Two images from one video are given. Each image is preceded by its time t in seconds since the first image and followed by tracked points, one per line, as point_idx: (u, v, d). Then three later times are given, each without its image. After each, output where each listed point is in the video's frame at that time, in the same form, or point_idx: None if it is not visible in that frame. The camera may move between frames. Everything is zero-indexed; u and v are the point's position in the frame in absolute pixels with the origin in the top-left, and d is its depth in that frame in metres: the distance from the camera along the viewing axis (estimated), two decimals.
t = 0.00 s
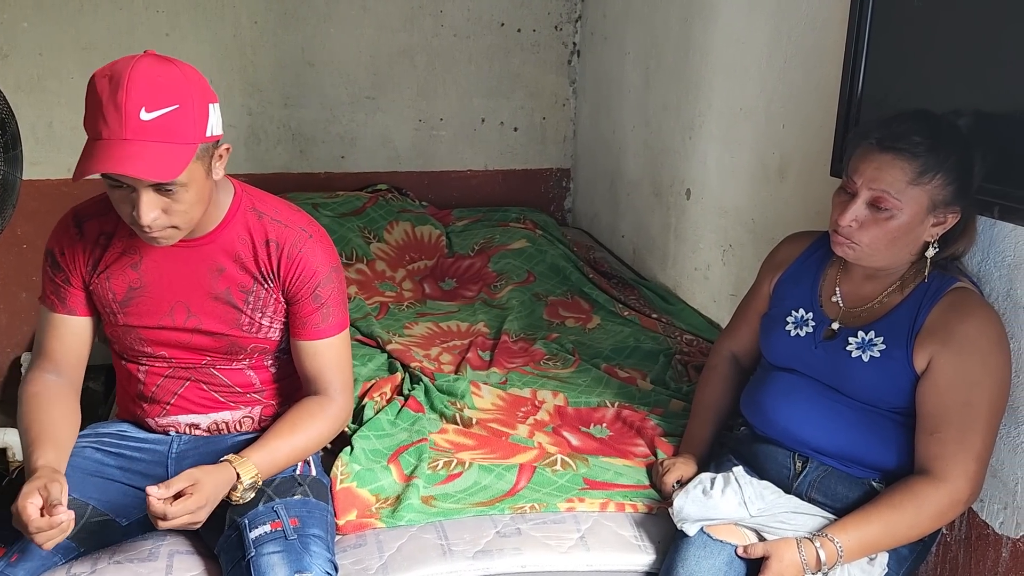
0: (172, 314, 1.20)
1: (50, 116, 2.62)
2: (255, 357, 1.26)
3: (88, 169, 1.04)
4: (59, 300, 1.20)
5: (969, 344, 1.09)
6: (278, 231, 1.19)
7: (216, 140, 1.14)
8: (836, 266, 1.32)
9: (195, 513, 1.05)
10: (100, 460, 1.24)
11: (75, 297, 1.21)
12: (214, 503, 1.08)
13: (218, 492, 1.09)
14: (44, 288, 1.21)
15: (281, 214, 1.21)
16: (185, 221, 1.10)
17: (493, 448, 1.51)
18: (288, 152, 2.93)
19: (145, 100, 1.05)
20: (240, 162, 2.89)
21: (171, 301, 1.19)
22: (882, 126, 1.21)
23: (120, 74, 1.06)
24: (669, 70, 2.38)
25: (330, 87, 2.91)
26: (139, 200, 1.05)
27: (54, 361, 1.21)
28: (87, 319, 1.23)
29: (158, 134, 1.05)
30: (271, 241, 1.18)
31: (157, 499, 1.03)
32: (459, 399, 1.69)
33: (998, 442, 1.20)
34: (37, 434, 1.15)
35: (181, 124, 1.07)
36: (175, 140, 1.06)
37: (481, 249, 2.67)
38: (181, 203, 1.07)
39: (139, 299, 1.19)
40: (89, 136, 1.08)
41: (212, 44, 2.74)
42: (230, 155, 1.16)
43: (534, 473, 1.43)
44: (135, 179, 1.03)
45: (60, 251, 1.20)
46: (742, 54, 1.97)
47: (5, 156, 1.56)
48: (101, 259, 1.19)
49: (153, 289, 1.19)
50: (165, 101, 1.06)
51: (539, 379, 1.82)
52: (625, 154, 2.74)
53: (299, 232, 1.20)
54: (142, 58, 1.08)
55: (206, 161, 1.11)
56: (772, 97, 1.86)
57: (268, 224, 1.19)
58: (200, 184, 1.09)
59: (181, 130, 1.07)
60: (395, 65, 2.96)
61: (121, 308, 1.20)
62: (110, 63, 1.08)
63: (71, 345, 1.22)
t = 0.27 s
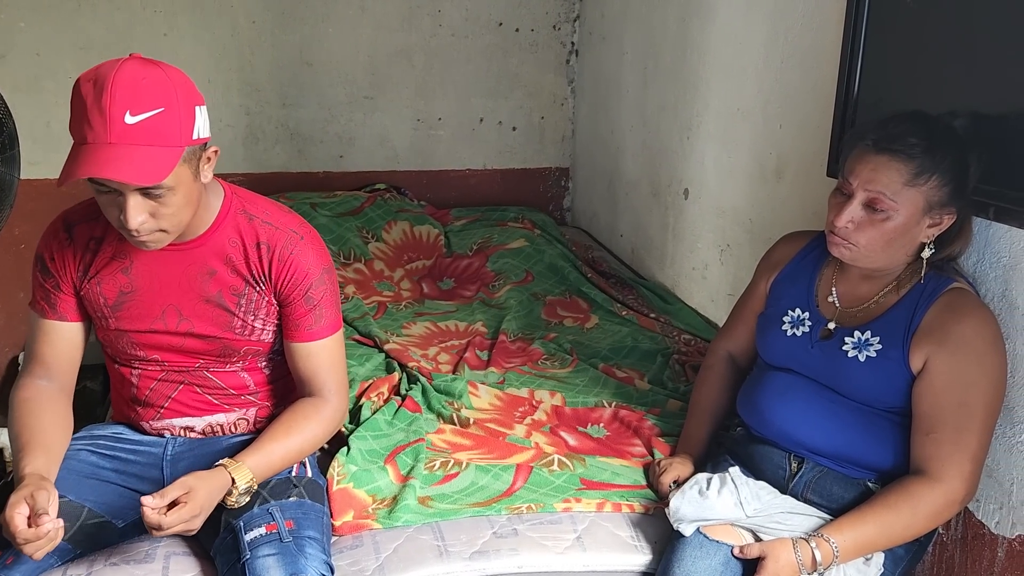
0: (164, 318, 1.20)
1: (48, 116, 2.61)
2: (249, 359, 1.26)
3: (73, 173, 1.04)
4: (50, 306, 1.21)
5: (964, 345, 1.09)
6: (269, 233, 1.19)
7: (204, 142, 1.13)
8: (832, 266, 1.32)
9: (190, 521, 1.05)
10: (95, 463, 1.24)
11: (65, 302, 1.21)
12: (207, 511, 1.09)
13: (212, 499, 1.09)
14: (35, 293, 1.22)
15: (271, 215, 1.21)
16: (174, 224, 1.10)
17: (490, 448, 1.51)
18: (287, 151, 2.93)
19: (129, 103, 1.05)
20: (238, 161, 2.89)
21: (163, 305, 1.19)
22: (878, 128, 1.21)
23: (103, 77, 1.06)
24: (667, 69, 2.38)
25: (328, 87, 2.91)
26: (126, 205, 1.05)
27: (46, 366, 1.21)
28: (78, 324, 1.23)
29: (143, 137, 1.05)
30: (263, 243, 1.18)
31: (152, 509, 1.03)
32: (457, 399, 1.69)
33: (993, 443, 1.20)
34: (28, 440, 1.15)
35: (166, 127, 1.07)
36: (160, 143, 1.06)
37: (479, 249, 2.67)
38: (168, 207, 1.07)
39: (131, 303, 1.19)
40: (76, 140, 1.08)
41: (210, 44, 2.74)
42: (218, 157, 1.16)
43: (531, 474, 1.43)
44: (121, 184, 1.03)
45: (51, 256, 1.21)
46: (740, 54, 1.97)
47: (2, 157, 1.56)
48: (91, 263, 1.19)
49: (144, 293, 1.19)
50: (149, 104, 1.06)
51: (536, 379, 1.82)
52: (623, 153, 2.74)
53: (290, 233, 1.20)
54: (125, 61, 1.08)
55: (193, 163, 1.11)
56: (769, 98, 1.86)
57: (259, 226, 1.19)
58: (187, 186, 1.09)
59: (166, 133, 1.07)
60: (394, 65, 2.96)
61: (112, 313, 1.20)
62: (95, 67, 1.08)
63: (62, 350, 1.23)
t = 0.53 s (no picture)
0: (160, 318, 1.19)
1: (45, 115, 2.60)
2: (246, 358, 1.25)
3: (67, 171, 1.04)
4: (45, 306, 1.20)
5: (963, 344, 1.09)
6: (265, 231, 1.18)
7: (200, 140, 1.13)
8: (831, 265, 1.32)
9: (186, 526, 1.05)
10: (92, 462, 1.23)
11: (61, 302, 1.20)
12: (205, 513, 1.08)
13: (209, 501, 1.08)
14: (29, 294, 1.21)
15: (268, 213, 1.20)
16: (170, 223, 1.09)
17: (489, 448, 1.51)
18: (284, 151, 2.93)
19: (124, 100, 1.05)
20: (236, 161, 2.88)
21: (159, 304, 1.19)
22: (877, 127, 1.21)
23: (98, 75, 1.06)
24: (665, 69, 2.37)
25: (325, 86, 2.91)
26: (121, 202, 1.05)
27: (42, 367, 1.21)
28: (73, 324, 1.23)
29: (137, 133, 1.05)
30: (259, 241, 1.18)
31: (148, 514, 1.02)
32: (455, 399, 1.68)
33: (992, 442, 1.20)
34: (24, 440, 1.15)
35: (160, 124, 1.06)
36: (155, 140, 1.05)
37: (477, 249, 2.67)
38: (164, 204, 1.07)
39: (127, 303, 1.19)
40: (71, 139, 1.08)
41: (207, 43, 2.74)
42: (214, 154, 1.15)
43: (529, 474, 1.43)
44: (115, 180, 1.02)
45: (45, 256, 1.20)
46: (738, 53, 1.97)
47: None
48: (87, 262, 1.19)
49: (140, 293, 1.18)
50: (143, 100, 1.06)
51: (534, 379, 1.82)
52: (621, 153, 2.74)
53: (287, 231, 1.19)
54: (120, 59, 1.08)
55: (188, 161, 1.10)
56: (768, 97, 1.86)
57: (255, 224, 1.18)
58: (183, 183, 1.09)
59: (160, 129, 1.06)
60: (392, 64, 2.96)
61: (108, 313, 1.20)
62: (88, 66, 1.08)
63: (59, 351, 1.22)
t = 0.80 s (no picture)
0: (158, 318, 1.19)
1: (43, 115, 2.59)
2: (244, 358, 1.25)
3: (63, 170, 1.03)
4: (47, 305, 1.20)
5: (964, 344, 1.09)
6: (263, 231, 1.18)
7: (197, 139, 1.13)
8: (831, 265, 1.32)
9: (179, 522, 1.04)
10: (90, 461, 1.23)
11: (62, 301, 1.20)
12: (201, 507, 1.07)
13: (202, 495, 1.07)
14: (31, 294, 1.21)
15: (265, 213, 1.20)
16: (168, 223, 1.09)
17: (488, 447, 1.51)
18: (282, 151, 2.92)
19: (120, 99, 1.05)
20: (234, 160, 2.87)
21: (157, 305, 1.18)
22: (878, 126, 1.20)
23: (94, 73, 1.05)
24: (664, 68, 2.37)
25: (323, 86, 2.91)
26: (118, 203, 1.04)
27: (47, 361, 1.22)
28: (75, 322, 1.22)
29: (133, 133, 1.04)
30: (256, 241, 1.17)
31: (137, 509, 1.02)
32: (453, 398, 1.68)
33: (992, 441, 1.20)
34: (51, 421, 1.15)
35: (157, 123, 1.06)
36: (151, 139, 1.05)
37: (476, 248, 2.66)
38: (161, 204, 1.06)
39: (124, 303, 1.18)
40: (67, 138, 1.07)
41: (205, 42, 2.73)
42: (211, 154, 1.15)
43: (529, 473, 1.43)
44: (113, 180, 1.02)
45: (44, 256, 1.19)
46: (738, 52, 1.97)
47: None
48: (84, 262, 1.18)
49: (138, 293, 1.18)
50: (140, 100, 1.05)
51: (533, 378, 1.82)
52: (620, 152, 2.74)
53: (284, 231, 1.19)
54: (116, 58, 1.08)
55: (186, 160, 1.10)
56: (767, 97, 1.86)
57: (253, 224, 1.18)
58: (180, 183, 1.08)
59: (157, 129, 1.06)
60: (390, 64, 2.95)
61: (105, 313, 1.19)
62: (85, 64, 1.08)
63: (62, 347, 1.22)
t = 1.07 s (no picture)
0: (157, 318, 1.19)
1: (42, 114, 2.59)
2: (244, 357, 1.25)
3: (57, 173, 1.03)
4: (46, 309, 1.19)
5: (963, 343, 1.09)
6: (262, 229, 1.18)
7: (190, 137, 1.12)
8: (831, 264, 1.32)
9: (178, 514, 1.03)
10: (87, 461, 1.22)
11: (60, 304, 1.19)
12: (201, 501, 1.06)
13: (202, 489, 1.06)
14: (27, 298, 1.20)
15: (264, 211, 1.20)
16: (164, 222, 1.09)
17: (487, 447, 1.51)
18: (281, 150, 2.92)
19: (109, 101, 1.04)
20: (233, 160, 2.87)
21: (156, 304, 1.18)
22: (878, 125, 1.20)
23: (82, 75, 1.05)
24: (664, 67, 2.37)
25: (323, 85, 2.90)
26: (112, 204, 1.04)
27: (48, 366, 1.21)
28: (73, 325, 1.22)
29: (125, 134, 1.04)
30: (256, 239, 1.17)
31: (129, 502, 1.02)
32: (453, 398, 1.67)
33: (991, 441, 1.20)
34: (62, 429, 1.16)
35: (148, 123, 1.05)
36: (142, 140, 1.04)
37: (475, 248, 2.66)
38: (157, 204, 1.06)
39: (123, 303, 1.18)
40: (59, 141, 1.07)
41: (204, 42, 2.73)
42: (206, 152, 1.15)
43: (528, 473, 1.42)
44: (106, 183, 1.01)
45: (41, 258, 1.19)
46: (737, 51, 1.97)
47: None
48: (81, 264, 1.18)
49: (137, 293, 1.18)
50: (130, 100, 1.05)
51: (533, 378, 1.82)
52: (619, 152, 2.73)
53: (284, 229, 1.19)
54: (105, 58, 1.07)
55: (179, 159, 1.09)
56: (766, 96, 1.86)
57: (252, 222, 1.18)
58: (174, 182, 1.08)
59: (147, 129, 1.05)
60: (389, 63, 2.95)
61: (104, 314, 1.19)
62: (75, 66, 1.07)
63: (62, 350, 1.22)
